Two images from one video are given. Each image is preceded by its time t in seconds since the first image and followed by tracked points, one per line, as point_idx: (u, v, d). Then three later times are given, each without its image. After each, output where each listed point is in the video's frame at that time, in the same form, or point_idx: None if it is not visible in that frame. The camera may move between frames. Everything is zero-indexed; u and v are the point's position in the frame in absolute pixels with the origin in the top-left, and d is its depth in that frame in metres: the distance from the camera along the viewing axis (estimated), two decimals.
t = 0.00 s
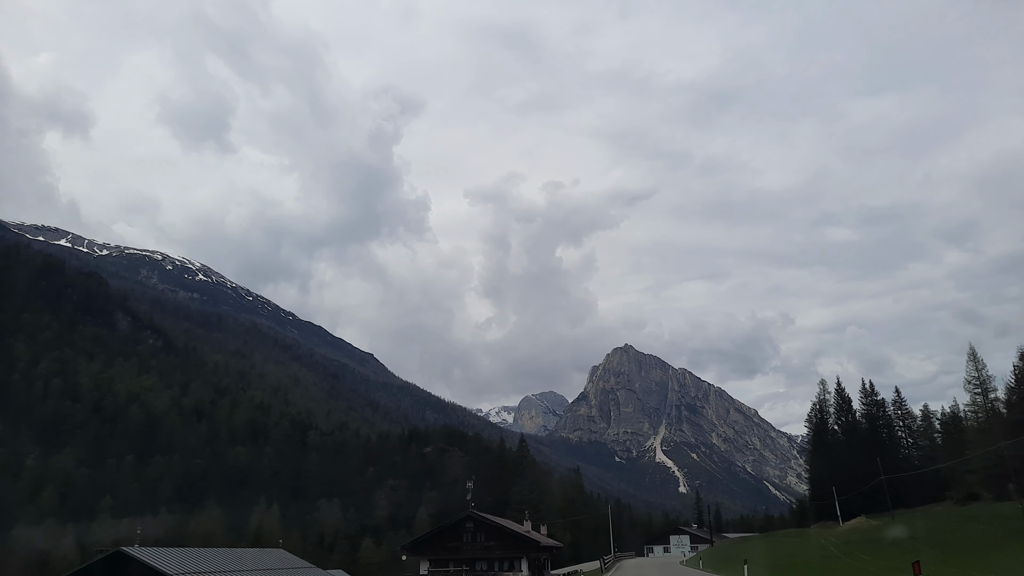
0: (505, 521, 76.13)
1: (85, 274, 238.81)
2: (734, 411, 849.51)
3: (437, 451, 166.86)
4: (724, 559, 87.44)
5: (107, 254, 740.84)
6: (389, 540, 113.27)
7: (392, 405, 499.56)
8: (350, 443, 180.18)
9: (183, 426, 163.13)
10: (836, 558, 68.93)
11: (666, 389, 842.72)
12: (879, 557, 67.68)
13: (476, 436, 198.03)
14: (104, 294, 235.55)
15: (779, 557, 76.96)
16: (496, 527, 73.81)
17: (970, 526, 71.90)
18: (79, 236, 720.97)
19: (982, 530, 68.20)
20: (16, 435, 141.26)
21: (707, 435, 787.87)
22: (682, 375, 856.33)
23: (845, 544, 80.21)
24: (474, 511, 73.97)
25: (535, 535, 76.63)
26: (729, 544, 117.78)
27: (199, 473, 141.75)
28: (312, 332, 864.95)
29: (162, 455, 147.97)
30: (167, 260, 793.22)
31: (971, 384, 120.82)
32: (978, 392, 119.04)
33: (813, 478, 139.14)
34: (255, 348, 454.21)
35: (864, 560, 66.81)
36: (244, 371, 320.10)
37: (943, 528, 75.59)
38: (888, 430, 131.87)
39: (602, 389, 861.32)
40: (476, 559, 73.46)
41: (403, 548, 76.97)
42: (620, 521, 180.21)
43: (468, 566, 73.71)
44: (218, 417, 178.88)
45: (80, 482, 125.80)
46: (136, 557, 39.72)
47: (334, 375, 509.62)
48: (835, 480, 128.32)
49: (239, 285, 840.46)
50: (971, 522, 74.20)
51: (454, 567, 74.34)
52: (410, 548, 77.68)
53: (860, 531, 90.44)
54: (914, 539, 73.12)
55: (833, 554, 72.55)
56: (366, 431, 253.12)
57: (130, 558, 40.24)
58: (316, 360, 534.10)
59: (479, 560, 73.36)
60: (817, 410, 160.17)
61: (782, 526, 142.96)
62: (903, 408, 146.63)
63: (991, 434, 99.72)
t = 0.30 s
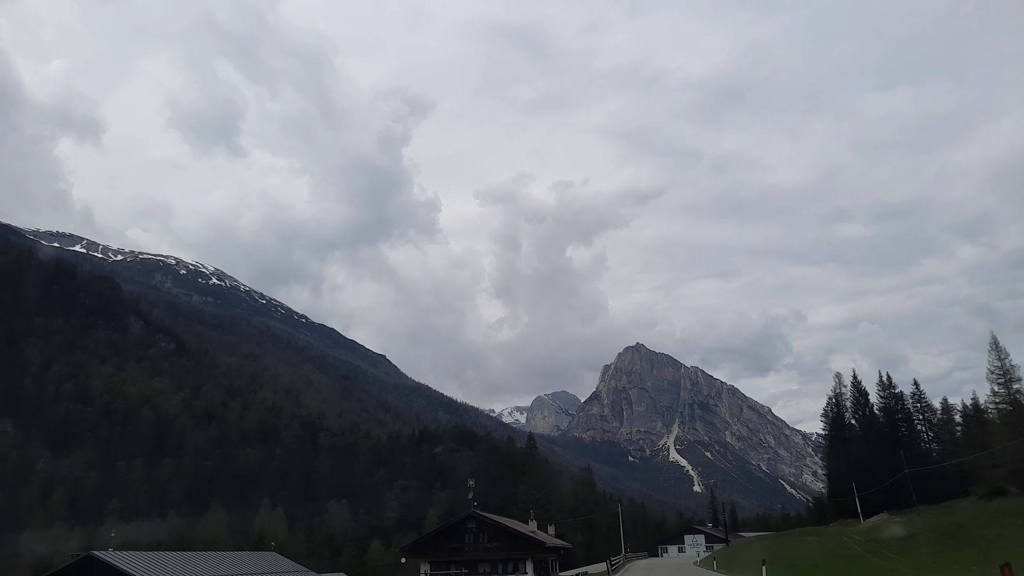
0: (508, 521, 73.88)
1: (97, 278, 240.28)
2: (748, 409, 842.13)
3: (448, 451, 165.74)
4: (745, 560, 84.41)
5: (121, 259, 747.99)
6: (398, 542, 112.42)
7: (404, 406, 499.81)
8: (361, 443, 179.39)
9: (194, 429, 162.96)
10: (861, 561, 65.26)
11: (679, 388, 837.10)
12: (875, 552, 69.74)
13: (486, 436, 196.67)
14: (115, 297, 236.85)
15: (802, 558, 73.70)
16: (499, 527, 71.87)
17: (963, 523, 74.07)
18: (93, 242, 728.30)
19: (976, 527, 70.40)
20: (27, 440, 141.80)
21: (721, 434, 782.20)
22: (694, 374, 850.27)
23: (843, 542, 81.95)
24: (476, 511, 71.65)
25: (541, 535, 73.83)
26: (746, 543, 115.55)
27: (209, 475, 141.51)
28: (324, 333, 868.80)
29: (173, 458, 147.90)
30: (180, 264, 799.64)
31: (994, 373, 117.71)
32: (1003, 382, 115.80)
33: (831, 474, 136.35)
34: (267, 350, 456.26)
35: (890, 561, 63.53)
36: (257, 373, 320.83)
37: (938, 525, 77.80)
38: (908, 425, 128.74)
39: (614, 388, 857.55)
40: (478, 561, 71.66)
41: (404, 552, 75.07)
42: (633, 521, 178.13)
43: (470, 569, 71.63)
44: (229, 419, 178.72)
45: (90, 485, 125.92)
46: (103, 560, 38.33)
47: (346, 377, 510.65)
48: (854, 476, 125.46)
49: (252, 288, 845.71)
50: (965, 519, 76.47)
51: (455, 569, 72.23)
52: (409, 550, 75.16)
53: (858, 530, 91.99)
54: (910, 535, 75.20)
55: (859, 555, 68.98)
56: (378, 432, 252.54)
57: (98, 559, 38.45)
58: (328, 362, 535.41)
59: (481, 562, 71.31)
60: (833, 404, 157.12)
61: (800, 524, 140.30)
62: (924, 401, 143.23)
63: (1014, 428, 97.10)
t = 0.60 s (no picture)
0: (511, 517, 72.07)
1: (114, 271, 243.09)
2: (765, 411, 833.37)
3: (459, 447, 165.16)
4: (762, 562, 81.11)
5: (141, 254, 758.25)
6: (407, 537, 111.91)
7: (418, 403, 500.94)
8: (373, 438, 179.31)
9: (206, 421, 163.59)
10: (894, 564, 62.10)
11: (695, 388, 829.94)
12: (870, 554, 71.12)
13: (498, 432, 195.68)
14: (132, 290, 239.45)
15: (826, 561, 70.44)
16: (501, 523, 70.14)
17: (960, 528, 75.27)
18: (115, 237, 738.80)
19: (971, 532, 71.67)
20: (41, 430, 143.64)
21: (737, 435, 774.89)
22: (711, 374, 842.61)
23: (842, 544, 83.07)
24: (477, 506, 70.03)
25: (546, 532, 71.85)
26: (763, 545, 113.17)
27: (220, 468, 142.01)
28: (341, 329, 874.44)
29: (184, 450, 148.70)
30: (199, 259, 808.54)
31: None
32: None
33: (851, 475, 133.35)
34: (282, 345, 459.99)
35: (900, 564, 63.39)
36: (272, 368, 322.39)
37: (935, 529, 79.18)
38: (931, 425, 125.43)
39: (629, 387, 853.01)
40: (480, 558, 69.71)
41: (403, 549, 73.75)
42: (646, 520, 176.23)
43: (471, 566, 70.02)
44: (242, 412, 179.44)
45: (102, 476, 127.13)
46: (81, 553, 29.56)
47: (361, 372, 512.92)
48: (875, 478, 122.38)
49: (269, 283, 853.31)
50: (963, 524, 77.74)
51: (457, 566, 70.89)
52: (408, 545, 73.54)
53: (856, 534, 92.96)
54: (908, 539, 76.56)
55: (889, 559, 65.72)
56: (391, 427, 252.85)
57: (72, 551, 29.44)
58: (343, 357, 538.10)
59: (482, 559, 69.54)
60: (854, 403, 153.67)
61: (818, 526, 137.38)
62: (949, 401, 139.50)
63: None
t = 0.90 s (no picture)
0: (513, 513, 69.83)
1: (126, 270, 244.72)
2: (779, 409, 825.86)
3: (469, 445, 164.18)
4: (778, 562, 78.66)
5: (156, 254, 765.30)
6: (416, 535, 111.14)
7: (431, 401, 501.12)
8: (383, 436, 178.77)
9: (217, 419, 163.63)
10: (925, 565, 59.38)
11: (708, 387, 823.75)
12: (873, 554, 71.95)
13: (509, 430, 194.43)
14: (144, 289, 240.89)
15: (847, 562, 67.78)
16: (503, 520, 67.74)
17: (961, 528, 76.04)
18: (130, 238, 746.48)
19: (973, 531, 72.50)
20: (53, 429, 144.49)
21: (751, 434, 768.59)
22: (724, 372, 836.09)
23: (846, 544, 83.78)
24: (478, 501, 67.71)
25: (550, 531, 70.32)
26: (779, 544, 111.00)
27: (230, 466, 142.07)
28: (353, 329, 877.83)
29: (194, 448, 148.92)
30: (213, 259, 814.82)
31: None
32: None
33: (870, 472, 130.68)
34: (295, 344, 462.16)
35: (903, 563, 64.28)
36: (284, 367, 323.36)
37: (937, 529, 79.98)
38: (953, 421, 122.41)
39: (642, 386, 848.76)
40: (482, 558, 67.15)
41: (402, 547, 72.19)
42: (659, 519, 174.51)
43: (471, 565, 67.51)
44: (253, 410, 179.57)
45: (112, 474, 127.54)
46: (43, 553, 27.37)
47: (373, 371, 514.01)
48: (894, 475, 119.67)
49: (282, 283, 858.28)
50: (964, 524, 78.64)
51: (457, 565, 68.24)
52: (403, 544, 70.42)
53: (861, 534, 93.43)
54: (911, 539, 77.34)
55: (915, 559, 63.04)
56: (402, 425, 252.45)
57: (33, 551, 27.53)
58: (356, 356, 539.52)
59: (483, 559, 67.15)
60: (872, 398, 150.61)
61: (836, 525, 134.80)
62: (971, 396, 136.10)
63: None
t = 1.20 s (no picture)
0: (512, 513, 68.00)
1: (135, 271, 245.57)
2: (790, 410, 818.55)
3: (477, 445, 162.94)
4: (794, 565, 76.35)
5: (168, 256, 770.71)
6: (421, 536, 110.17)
7: (440, 402, 500.33)
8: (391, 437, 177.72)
9: (225, 418, 163.10)
10: (953, 568, 56.98)
11: (719, 388, 817.80)
12: (875, 557, 70.82)
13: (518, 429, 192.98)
14: (153, 290, 241.63)
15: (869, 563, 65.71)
16: (502, 521, 65.87)
17: (959, 533, 75.06)
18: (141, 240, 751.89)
19: (972, 536, 71.42)
20: (61, 430, 145.01)
21: (762, 435, 762.21)
22: (735, 373, 830.00)
23: (848, 548, 82.58)
24: (473, 501, 65.91)
25: (552, 531, 68.59)
26: (793, 545, 109.00)
27: (236, 467, 141.61)
28: (364, 330, 879.63)
29: (201, 449, 148.62)
30: (224, 261, 819.24)
31: None
32: None
33: (888, 472, 127.90)
34: (305, 345, 463.32)
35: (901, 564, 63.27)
36: (293, 367, 323.52)
37: (939, 533, 78.93)
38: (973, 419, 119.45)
39: (653, 387, 844.89)
40: (478, 559, 65.67)
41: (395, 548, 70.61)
42: (669, 520, 172.50)
43: (469, 568, 65.99)
44: (261, 410, 179.10)
45: (119, 475, 127.53)
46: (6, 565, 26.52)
47: (383, 372, 514.22)
48: (913, 475, 116.92)
49: (293, 285, 861.69)
50: (967, 528, 77.42)
51: (451, 567, 66.68)
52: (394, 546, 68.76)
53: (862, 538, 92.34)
54: (911, 542, 76.59)
55: (943, 562, 60.73)
56: (411, 425, 251.51)
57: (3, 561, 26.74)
58: (366, 357, 540.01)
59: (481, 561, 65.54)
60: (889, 396, 147.69)
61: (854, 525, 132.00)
62: (991, 393, 132.92)
63: None
